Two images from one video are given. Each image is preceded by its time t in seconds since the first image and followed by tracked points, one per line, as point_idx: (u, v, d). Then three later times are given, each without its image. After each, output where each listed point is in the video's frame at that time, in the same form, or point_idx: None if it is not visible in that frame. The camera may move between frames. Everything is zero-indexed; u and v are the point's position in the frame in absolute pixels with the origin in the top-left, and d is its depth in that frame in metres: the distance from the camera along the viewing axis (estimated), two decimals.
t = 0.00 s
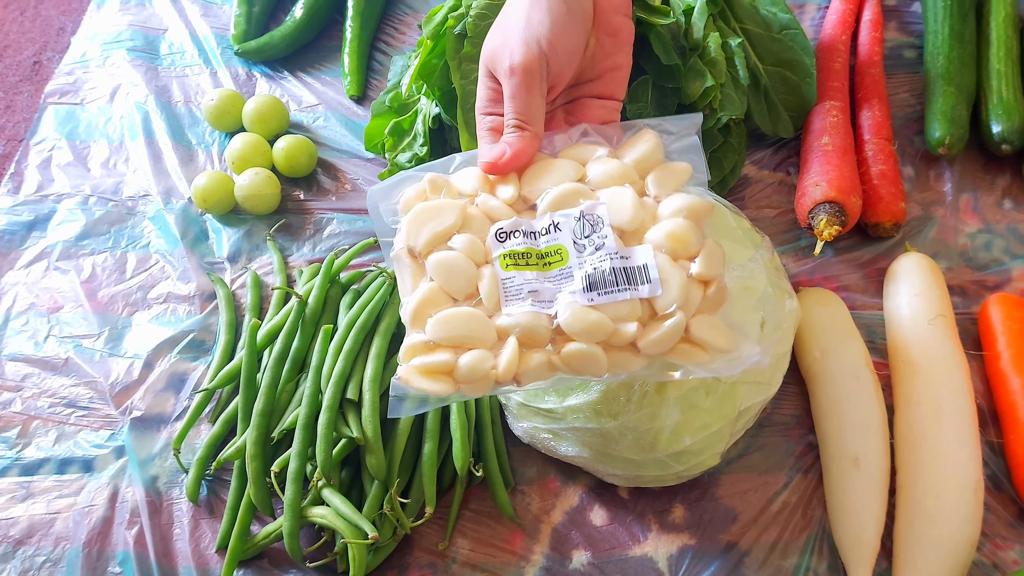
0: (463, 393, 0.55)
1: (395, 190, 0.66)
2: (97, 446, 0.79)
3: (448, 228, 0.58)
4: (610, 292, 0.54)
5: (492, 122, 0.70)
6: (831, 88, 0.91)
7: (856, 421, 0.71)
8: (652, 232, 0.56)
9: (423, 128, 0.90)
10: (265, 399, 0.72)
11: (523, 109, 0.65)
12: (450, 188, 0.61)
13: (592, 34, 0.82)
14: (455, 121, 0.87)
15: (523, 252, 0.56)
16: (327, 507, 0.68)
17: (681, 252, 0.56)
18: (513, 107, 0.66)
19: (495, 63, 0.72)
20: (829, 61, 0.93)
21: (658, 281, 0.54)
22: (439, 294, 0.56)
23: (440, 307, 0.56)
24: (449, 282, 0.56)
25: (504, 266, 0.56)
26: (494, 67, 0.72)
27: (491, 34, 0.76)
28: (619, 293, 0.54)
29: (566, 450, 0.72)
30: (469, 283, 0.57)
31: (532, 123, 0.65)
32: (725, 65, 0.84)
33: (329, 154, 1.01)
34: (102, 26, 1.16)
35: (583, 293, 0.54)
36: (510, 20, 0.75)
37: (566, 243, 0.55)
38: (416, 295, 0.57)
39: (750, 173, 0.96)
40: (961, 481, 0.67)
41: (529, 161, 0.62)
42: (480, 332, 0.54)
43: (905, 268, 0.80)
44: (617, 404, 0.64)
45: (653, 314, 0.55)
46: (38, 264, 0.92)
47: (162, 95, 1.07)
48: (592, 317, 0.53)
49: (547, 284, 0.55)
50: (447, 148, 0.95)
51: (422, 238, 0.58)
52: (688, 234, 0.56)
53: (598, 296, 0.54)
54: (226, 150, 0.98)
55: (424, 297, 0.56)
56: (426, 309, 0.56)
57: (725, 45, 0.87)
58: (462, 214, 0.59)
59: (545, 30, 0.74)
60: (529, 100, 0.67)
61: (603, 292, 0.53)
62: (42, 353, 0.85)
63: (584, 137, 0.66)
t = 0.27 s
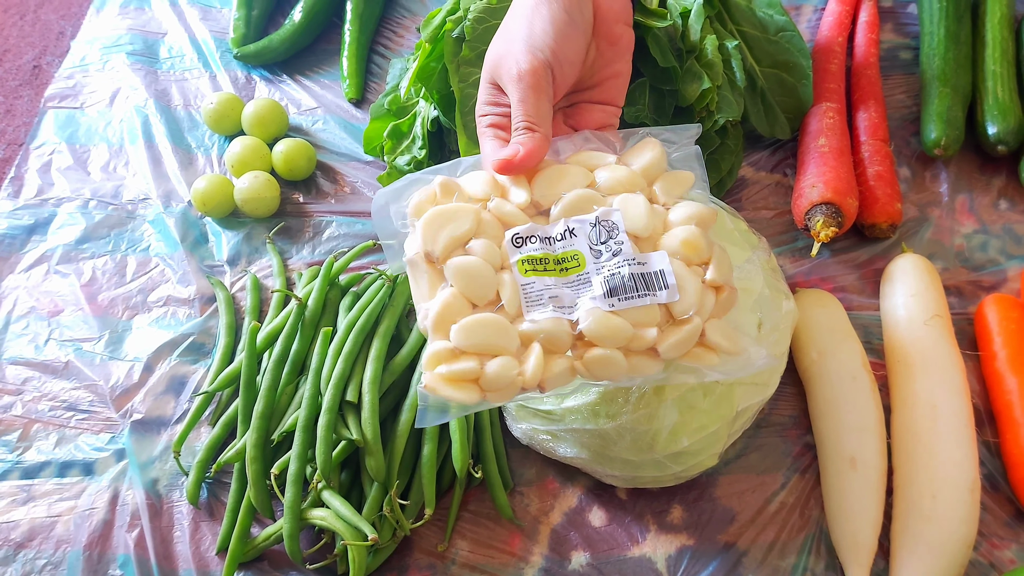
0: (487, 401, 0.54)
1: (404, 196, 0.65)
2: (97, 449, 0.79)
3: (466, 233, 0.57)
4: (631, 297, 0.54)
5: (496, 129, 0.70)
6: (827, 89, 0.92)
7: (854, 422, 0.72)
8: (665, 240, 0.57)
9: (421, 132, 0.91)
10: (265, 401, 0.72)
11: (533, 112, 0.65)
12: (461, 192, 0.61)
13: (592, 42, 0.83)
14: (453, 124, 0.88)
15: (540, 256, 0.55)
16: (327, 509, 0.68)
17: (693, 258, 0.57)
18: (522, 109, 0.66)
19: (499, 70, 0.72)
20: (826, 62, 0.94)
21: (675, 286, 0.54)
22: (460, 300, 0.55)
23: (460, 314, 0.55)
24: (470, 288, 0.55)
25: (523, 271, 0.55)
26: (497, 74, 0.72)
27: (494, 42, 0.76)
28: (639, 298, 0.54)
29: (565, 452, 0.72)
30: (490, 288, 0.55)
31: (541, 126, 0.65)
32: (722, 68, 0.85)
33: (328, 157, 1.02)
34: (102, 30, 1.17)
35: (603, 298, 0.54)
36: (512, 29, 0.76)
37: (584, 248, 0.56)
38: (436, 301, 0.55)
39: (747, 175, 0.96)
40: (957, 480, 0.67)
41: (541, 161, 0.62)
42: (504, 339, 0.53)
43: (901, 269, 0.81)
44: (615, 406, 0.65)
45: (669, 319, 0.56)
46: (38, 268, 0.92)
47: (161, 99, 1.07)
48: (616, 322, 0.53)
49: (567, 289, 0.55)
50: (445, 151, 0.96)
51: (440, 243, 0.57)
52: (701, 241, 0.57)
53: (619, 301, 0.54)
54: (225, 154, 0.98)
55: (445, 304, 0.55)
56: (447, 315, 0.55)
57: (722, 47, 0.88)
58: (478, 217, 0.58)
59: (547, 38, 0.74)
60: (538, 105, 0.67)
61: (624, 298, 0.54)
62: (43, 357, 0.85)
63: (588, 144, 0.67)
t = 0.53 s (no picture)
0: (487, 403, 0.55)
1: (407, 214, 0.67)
2: (99, 450, 0.79)
3: (461, 240, 0.58)
4: (626, 289, 0.54)
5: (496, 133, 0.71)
6: (824, 90, 0.92)
7: (851, 420, 0.72)
8: (663, 229, 0.57)
9: (420, 133, 0.91)
10: (267, 402, 0.73)
11: (531, 117, 0.67)
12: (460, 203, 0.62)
13: (593, 45, 0.83)
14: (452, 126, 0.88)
15: (535, 257, 0.57)
16: (328, 509, 0.69)
17: (692, 246, 0.57)
18: (520, 116, 0.67)
19: (500, 74, 0.73)
20: (823, 63, 0.94)
21: (673, 275, 0.55)
22: (457, 305, 0.56)
23: (458, 319, 0.56)
24: (466, 293, 0.56)
25: (518, 273, 0.57)
26: (498, 77, 0.73)
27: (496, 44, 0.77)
28: (635, 289, 0.55)
29: (564, 451, 0.73)
30: (486, 292, 0.57)
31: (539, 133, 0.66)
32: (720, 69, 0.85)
33: (328, 159, 1.02)
34: (102, 34, 1.17)
35: (598, 292, 0.54)
36: (513, 32, 0.76)
37: (578, 245, 0.56)
38: (433, 308, 0.57)
39: (745, 175, 0.97)
40: (954, 478, 0.68)
41: (538, 166, 0.64)
42: (499, 340, 0.54)
43: (897, 268, 0.81)
44: (614, 406, 0.65)
45: (670, 308, 0.56)
46: (40, 270, 0.92)
47: (161, 102, 1.08)
48: (612, 314, 0.53)
49: (562, 286, 0.56)
50: (445, 153, 0.96)
51: (435, 253, 0.59)
52: (699, 229, 0.57)
53: (615, 293, 0.54)
54: (226, 157, 0.99)
55: (442, 310, 0.56)
56: (444, 320, 0.56)
57: (720, 49, 0.88)
58: (474, 225, 0.59)
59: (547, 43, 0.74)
60: (537, 111, 0.68)
61: (619, 290, 0.54)
62: (45, 359, 0.86)
63: (589, 145, 0.68)
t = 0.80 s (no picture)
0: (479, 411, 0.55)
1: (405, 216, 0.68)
2: (96, 450, 0.79)
3: (457, 249, 0.59)
4: (619, 304, 0.54)
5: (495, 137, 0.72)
6: (819, 90, 0.93)
7: (846, 419, 0.73)
8: (657, 244, 0.57)
9: (417, 133, 0.92)
10: (263, 402, 0.73)
11: (528, 122, 0.68)
12: (458, 208, 0.63)
13: (591, 47, 0.84)
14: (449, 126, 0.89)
15: (531, 268, 0.57)
16: (325, 508, 0.69)
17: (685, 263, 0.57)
18: (518, 119, 0.69)
19: (498, 76, 0.73)
20: (818, 63, 0.95)
21: (665, 291, 0.55)
22: (452, 314, 0.57)
23: (453, 328, 0.57)
24: (461, 301, 0.57)
25: (513, 283, 0.57)
26: (497, 79, 0.73)
27: (494, 49, 0.77)
28: (627, 305, 0.55)
29: (560, 450, 0.73)
30: (481, 301, 0.57)
31: (537, 138, 0.68)
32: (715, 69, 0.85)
33: (325, 160, 1.02)
34: (99, 35, 1.17)
35: (591, 306, 0.54)
36: (511, 36, 0.77)
37: (573, 257, 0.56)
38: (429, 316, 0.57)
39: (740, 175, 0.97)
40: (948, 475, 0.68)
41: (535, 171, 0.65)
42: (493, 350, 0.55)
43: (892, 267, 0.82)
44: (609, 404, 0.65)
45: (660, 324, 0.56)
46: (37, 271, 0.92)
47: (158, 103, 1.08)
48: (603, 329, 0.54)
49: (556, 298, 0.56)
50: (442, 154, 0.97)
51: (433, 260, 0.59)
52: (693, 244, 0.57)
53: (608, 308, 0.54)
54: (223, 157, 0.99)
55: (437, 318, 0.57)
56: (439, 328, 0.57)
57: (715, 49, 0.88)
58: (471, 233, 0.60)
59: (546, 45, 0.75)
60: (534, 116, 0.69)
61: (612, 305, 0.54)
62: (41, 359, 0.86)
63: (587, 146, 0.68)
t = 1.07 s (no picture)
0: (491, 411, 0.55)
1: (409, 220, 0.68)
2: (95, 454, 0.79)
3: (459, 249, 0.59)
4: (622, 290, 0.54)
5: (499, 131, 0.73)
6: (819, 91, 0.93)
7: (846, 421, 0.72)
8: (656, 225, 0.57)
9: (415, 137, 0.92)
10: (261, 405, 0.73)
11: (529, 112, 0.68)
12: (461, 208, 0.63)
13: (592, 40, 0.83)
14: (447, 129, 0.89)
15: (532, 261, 0.57)
16: (324, 512, 0.69)
17: (687, 241, 0.56)
18: (519, 110, 0.69)
19: (499, 69, 0.74)
20: (817, 65, 0.95)
21: (667, 274, 0.54)
22: (457, 316, 0.57)
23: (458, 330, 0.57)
24: (465, 303, 0.57)
25: (516, 279, 0.57)
26: (498, 72, 0.74)
27: (493, 44, 0.78)
28: (630, 290, 0.54)
29: (559, 453, 0.73)
30: (484, 301, 0.57)
31: (538, 129, 0.68)
32: (714, 71, 0.85)
33: (324, 162, 1.02)
34: (98, 38, 1.17)
35: (593, 295, 0.54)
36: (512, 30, 0.77)
37: (572, 246, 0.57)
38: (435, 320, 0.58)
39: (740, 176, 0.97)
40: (949, 478, 0.68)
41: (538, 164, 0.65)
42: (498, 348, 0.55)
43: (892, 269, 0.81)
44: (609, 407, 0.65)
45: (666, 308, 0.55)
46: (36, 275, 0.92)
47: (157, 106, 1.08)
48: (606, 316, 0.53)
49: (559, 289, 0.56)
50: (440, 156, 0.97)
51: (435, 264, 0.60)
52: (693, 224, 0.56)
53: (610, 296, 0.54)
54: (221, 160, 0.99)
55: (443, 320, 0.57)
56: (447, 332, 0.57)
57: (714, 51, 0.88)
58: (472, 231, 0.60)
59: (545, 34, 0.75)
60: (535, 107, 0.69)
61: (614, 292, 0.54)
62: (40, 363, 0.86)
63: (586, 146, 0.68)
